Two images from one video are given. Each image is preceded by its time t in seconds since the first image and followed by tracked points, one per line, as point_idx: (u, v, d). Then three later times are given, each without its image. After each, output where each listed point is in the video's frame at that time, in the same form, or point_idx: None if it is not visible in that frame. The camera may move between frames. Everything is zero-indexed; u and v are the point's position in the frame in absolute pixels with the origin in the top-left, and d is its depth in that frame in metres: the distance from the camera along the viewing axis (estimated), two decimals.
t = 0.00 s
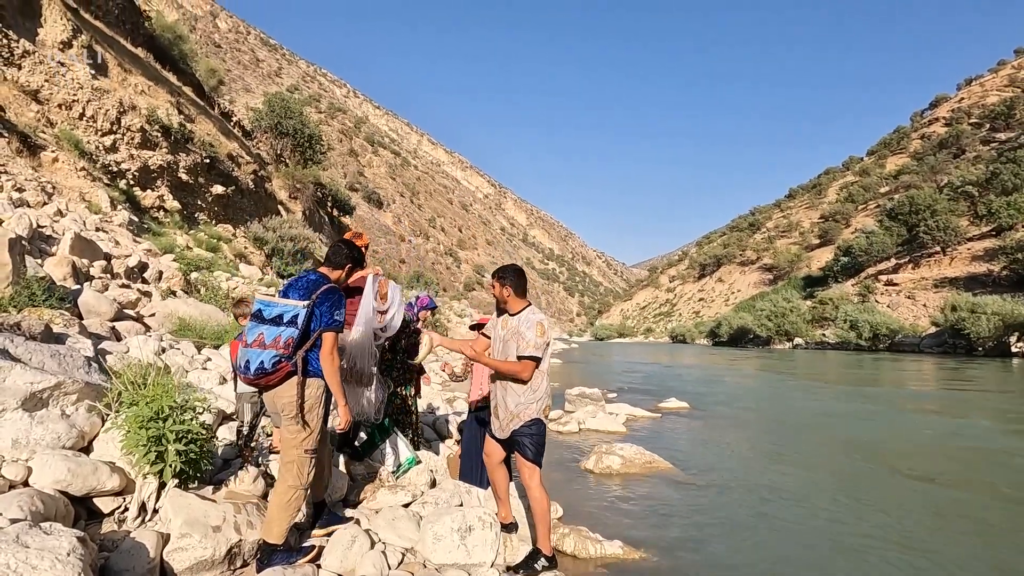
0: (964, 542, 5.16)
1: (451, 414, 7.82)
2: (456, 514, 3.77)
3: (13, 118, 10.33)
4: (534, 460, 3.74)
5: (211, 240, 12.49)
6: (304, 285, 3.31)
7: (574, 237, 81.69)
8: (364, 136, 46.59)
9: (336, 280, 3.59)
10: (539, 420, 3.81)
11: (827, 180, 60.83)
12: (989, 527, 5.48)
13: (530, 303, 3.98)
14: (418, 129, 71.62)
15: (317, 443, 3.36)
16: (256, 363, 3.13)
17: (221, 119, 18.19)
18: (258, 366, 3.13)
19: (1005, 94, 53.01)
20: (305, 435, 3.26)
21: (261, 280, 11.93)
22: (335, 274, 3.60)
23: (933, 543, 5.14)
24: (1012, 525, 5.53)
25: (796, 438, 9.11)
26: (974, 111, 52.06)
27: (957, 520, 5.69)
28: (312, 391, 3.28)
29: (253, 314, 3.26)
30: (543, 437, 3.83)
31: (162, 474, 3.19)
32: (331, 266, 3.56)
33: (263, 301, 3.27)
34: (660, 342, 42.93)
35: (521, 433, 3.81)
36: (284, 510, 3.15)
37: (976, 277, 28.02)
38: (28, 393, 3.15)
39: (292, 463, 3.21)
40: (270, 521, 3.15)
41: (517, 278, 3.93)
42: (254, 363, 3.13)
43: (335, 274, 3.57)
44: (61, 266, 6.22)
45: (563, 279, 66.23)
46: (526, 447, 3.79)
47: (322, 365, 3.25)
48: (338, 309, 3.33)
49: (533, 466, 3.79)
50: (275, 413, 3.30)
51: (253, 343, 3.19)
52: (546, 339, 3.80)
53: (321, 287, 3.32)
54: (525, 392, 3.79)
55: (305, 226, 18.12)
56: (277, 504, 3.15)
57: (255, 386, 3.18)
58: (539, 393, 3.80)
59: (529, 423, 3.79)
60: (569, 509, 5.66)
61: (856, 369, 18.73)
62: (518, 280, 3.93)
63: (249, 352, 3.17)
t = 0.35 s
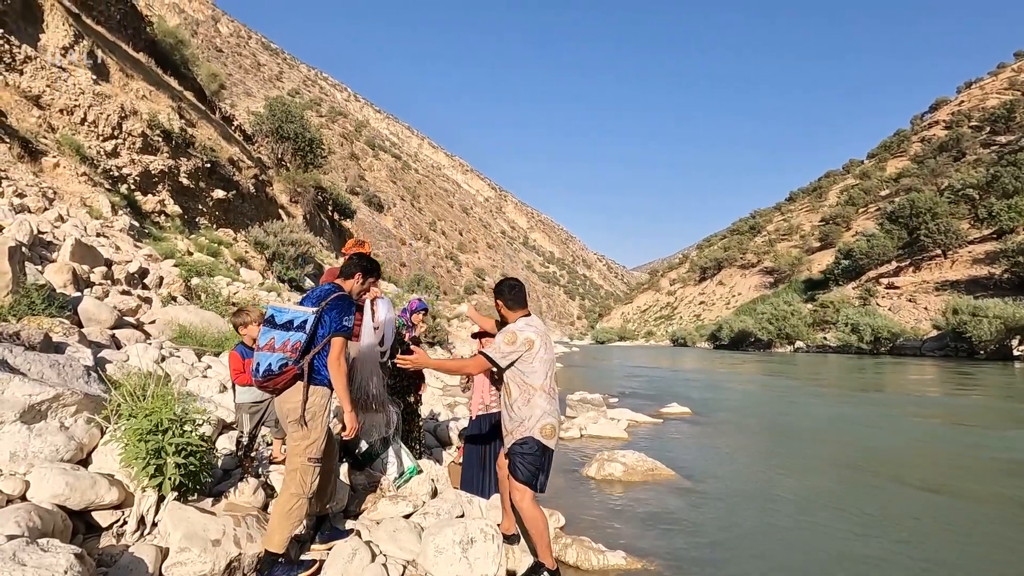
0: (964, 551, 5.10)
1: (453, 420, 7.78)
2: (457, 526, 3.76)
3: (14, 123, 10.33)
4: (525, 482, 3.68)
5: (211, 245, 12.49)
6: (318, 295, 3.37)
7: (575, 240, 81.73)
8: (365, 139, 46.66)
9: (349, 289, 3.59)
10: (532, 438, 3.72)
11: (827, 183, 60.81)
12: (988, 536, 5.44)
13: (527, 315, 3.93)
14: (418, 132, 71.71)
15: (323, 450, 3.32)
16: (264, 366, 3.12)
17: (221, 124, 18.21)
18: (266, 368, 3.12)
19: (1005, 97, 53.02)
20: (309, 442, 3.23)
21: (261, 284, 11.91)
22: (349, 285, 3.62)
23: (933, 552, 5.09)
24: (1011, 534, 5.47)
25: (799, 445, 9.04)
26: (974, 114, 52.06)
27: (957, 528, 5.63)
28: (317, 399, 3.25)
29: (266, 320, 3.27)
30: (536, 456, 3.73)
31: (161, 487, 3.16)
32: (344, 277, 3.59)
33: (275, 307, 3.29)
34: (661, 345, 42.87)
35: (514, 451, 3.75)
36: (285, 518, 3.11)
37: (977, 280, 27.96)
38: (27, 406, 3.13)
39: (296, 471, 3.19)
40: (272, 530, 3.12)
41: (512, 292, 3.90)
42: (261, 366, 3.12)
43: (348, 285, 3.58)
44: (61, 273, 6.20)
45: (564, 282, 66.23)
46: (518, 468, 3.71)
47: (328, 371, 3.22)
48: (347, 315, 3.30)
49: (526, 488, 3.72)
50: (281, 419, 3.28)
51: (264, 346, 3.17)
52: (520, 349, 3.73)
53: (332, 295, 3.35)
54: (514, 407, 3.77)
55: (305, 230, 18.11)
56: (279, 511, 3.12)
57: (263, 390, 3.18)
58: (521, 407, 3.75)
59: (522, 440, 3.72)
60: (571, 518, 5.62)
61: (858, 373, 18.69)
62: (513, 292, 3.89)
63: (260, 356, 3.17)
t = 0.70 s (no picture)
0: (964, 554, 5.07)
1: (454, 422, 7.76)
2: (458, 533, 3.71)
3: (14, 126, 10.31)
4: (511, 493, 3.68)
5: (210, 247, 12.46)
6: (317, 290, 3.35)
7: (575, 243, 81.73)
8: (365, 142, 46.66)
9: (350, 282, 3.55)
10: (511, 446, 3.68)
11: (826, 185, 60.81)
12: (986, 538, 5.43)
13: (519, 321, 3.90)
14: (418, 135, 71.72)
15: (335, 445, 3.32)
16: (264, 360, 3.28)
17: (221, 126, 18.18)
18: (265, 362, 3.27)
19: (1004, 100, 53.03)
20: (317, 438, 3.23)
21: (261, 287, 11.87)
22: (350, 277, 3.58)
23: (932, 554, 5.09)
24: (1012, 537, 5.45)
25: (801, 449, 9.00)
26: (973, 117, 52.09)
27: (958, 531, 5.60)
28: (315, 399, 3.22)
29: (271, 317, 3.57)
30: (521, 465, 3.67)
31: (157, 493, 3.12)
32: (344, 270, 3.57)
33: (280, 307, 3.58)
34: (661, 348, 42.82)
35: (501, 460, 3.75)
36: (305, 511, 3.19)
37: (977, 283, 27.92)
38: (21, 411, 3.09)
39: (310, 467, 3.22)
40: (293, 522, 3.19)
41: (505, 299, 3.91)
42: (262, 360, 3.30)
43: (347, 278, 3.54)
44: (59, 276, 6.17)
45: (564, 285, 66.20)
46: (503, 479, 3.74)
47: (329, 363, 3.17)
48: (343, 308, 3.20)
49: (511, 499, 3.73)
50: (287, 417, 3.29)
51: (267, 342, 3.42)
52: (490, 355, 3.73)
53: (330, 288, 3.27)
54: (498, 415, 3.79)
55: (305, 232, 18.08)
56: (300, 505, 3.20)
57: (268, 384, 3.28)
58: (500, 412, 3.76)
59: (506, 450, 3.70)
60: (571, 523, 5.58)
61: (859, 375, 18.65)
62: (505, 301, 3.90)
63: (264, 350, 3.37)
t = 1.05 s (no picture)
0: (964, 556, 5.03)
1: (453, 424, 7.74)
2: (457, 534, 3.69)
3: (12, 128, 10.28)
4: (509, 489, 3.66)
5: (209, 249, 12.43)
6: (305, 291, 3.37)
7: (573, 245, 81.76)
8: (364, 144, 46.66)
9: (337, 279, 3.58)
10: (508, 442, 3.67)
11: (825, 188, 60.87)
12: (989, 539, 5.43)
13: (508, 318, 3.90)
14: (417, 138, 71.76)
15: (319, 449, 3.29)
16: (255, 365, 3.30)
17: (220, 129, 18.16)
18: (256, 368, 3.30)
19: (1002, 102, 53.13)
20: (301, 442, 3.20)
21: (259, 289, 11.84)
22: (337, 275, 3.59)
23: (933, 555, 5.08)
24: (1013, 540, 5.40)
25: (800, 451, 8.95)
26: (970, 119, 52.18)
27: (958, 534, 5.56)
28: (307, 400, 3.22)
29: (258, 320, 3.50)
30: (518, 461, 3.65)
31: (153, 495, 3.09)
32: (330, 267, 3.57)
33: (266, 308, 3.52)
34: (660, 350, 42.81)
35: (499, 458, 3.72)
36: (284, 519, 3.11)
37: (975, 285, 27.93)
38: (15, 411, 3.06)
39: (291, 472, 3.17)
40: (272, 531, 3.11)
41: (493, 298, 3.93)
42: (253, 365, 3.31)
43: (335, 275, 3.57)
44: (56, 277, 6.14)
45: (563, 287, 66.20)
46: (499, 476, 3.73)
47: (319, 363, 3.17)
48: (332, 308, 3.25)
49: (510, 496, 3.72)
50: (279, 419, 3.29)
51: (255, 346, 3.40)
52: (477, 355, 3.81)
53: (319, 289, 3.29)
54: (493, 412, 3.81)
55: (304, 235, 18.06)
56: (276, 513, 3.12)
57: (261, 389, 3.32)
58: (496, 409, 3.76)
59: (504, 447, 3.68)
60: (572, 525, 5.56)
61: (858, 377, 18.65)
62: (495, 300, 3.93)
63: (253, 356, 3.36)
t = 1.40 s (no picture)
0: (968, 561, 4.98)
1: (451, 428, 7.69)
2: (454, 540, 3.66)
3: (9, 131, 10.23)
4: (521, 484, 3.61)
5: (206, 252, 12.39)
6: (289, 300, 3.34)
7: (572, 248, 81.81)
8: (362, 148, 46.64)
9: (321, 286, 3.53)
10: (523, 437, 3.66)
11: (822, 191, 61.01)
12: (992, 544, 5.38)
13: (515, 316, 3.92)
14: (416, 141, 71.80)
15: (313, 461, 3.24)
16: (239, 380, 3.37)
17: (218, 132, 18.13)
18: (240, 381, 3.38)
19: (998, 106, 53.35)
20: (296, 454, 3.14)
21: (257, 292, 11.80)
22: (322, 280, 3.55)
23: (937, 560, 5.03)
24: (1014, 544, 5.35)
25: (800, 455, 8.88)
26: (966, 123, 52.36)
27: (959, 538, 5.52)
28: (300, 409, 3.16)
29: (238, 332, 3.57)
30: (529, 457, 3.66)
31: (147, 500, 3.07)
32: (316, 274, 3.53)
33: (245, 319, 3.58)
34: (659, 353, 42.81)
35: (507, 454, 3.69)
36: (281, 531, 3.07)
37: (973, 287, 27.99)
38: (8, 416, 3.03)
39: (286, 485, 3.12)
40: (268, 545, 3.06)
41: (502, 291, 3.93)
42: (238, 378, 3.38)
43: (321, 281, 3.53)
44: (52, 281, 6.11)
45: (561, 290, 66.22)
46: (512, 470, 3.67)
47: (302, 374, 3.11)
48: (316, 317, 3.18)
49: (520, 491, 3.66)
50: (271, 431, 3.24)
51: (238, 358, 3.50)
52: (497, 349, 3.74)
53: (301, 297, 3.24)
54: (502, 407, 3.75)
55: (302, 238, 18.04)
56: (274, 526, 3.08)
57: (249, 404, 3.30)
58: (508, 405, 3.71)
59: (514, 441, 3.67)
60: (571, 528, 5.53)
61: (857, 380, 18.65)
62: (504, 293, 3.93)
63: (237, 369, 3.44)
